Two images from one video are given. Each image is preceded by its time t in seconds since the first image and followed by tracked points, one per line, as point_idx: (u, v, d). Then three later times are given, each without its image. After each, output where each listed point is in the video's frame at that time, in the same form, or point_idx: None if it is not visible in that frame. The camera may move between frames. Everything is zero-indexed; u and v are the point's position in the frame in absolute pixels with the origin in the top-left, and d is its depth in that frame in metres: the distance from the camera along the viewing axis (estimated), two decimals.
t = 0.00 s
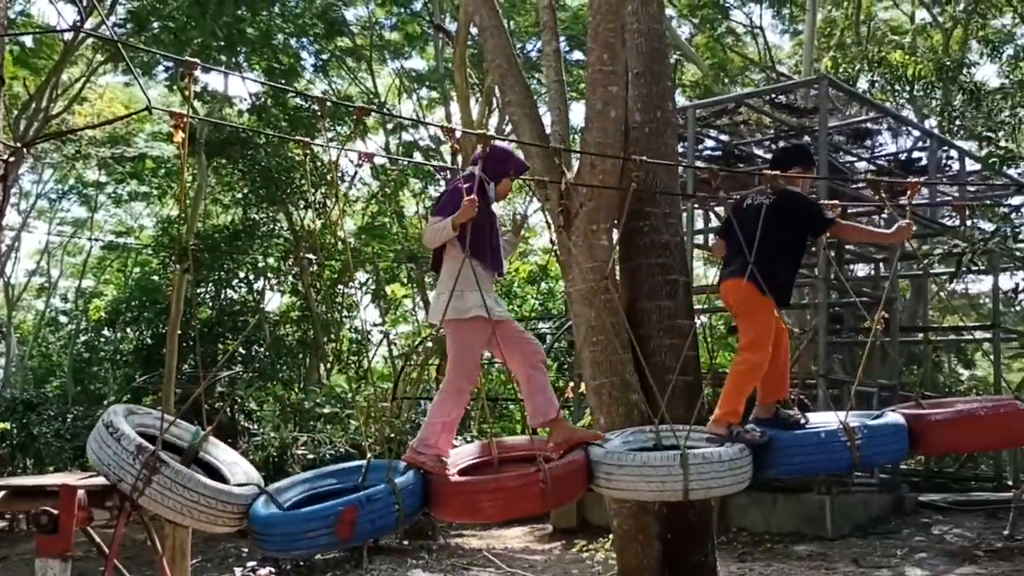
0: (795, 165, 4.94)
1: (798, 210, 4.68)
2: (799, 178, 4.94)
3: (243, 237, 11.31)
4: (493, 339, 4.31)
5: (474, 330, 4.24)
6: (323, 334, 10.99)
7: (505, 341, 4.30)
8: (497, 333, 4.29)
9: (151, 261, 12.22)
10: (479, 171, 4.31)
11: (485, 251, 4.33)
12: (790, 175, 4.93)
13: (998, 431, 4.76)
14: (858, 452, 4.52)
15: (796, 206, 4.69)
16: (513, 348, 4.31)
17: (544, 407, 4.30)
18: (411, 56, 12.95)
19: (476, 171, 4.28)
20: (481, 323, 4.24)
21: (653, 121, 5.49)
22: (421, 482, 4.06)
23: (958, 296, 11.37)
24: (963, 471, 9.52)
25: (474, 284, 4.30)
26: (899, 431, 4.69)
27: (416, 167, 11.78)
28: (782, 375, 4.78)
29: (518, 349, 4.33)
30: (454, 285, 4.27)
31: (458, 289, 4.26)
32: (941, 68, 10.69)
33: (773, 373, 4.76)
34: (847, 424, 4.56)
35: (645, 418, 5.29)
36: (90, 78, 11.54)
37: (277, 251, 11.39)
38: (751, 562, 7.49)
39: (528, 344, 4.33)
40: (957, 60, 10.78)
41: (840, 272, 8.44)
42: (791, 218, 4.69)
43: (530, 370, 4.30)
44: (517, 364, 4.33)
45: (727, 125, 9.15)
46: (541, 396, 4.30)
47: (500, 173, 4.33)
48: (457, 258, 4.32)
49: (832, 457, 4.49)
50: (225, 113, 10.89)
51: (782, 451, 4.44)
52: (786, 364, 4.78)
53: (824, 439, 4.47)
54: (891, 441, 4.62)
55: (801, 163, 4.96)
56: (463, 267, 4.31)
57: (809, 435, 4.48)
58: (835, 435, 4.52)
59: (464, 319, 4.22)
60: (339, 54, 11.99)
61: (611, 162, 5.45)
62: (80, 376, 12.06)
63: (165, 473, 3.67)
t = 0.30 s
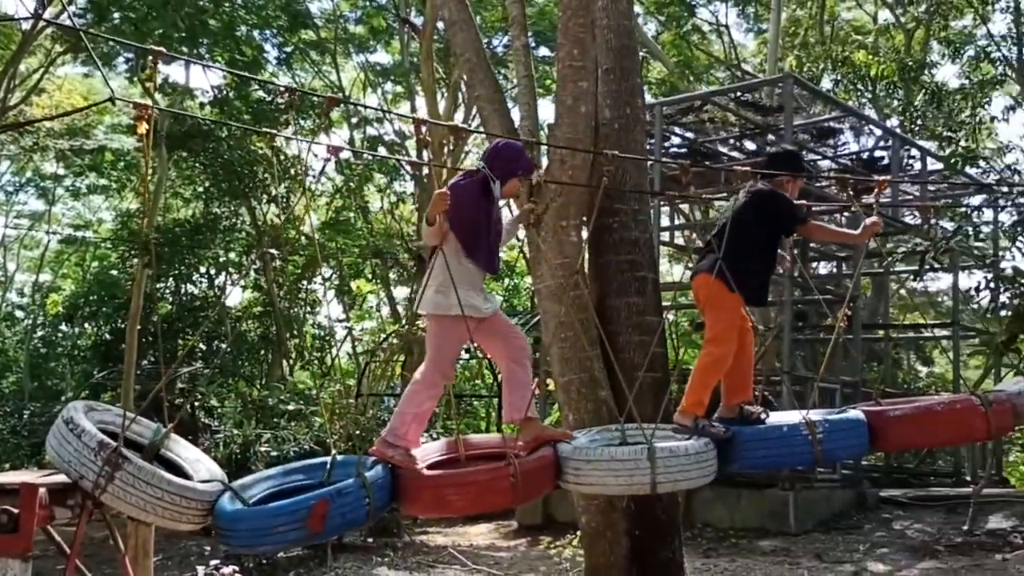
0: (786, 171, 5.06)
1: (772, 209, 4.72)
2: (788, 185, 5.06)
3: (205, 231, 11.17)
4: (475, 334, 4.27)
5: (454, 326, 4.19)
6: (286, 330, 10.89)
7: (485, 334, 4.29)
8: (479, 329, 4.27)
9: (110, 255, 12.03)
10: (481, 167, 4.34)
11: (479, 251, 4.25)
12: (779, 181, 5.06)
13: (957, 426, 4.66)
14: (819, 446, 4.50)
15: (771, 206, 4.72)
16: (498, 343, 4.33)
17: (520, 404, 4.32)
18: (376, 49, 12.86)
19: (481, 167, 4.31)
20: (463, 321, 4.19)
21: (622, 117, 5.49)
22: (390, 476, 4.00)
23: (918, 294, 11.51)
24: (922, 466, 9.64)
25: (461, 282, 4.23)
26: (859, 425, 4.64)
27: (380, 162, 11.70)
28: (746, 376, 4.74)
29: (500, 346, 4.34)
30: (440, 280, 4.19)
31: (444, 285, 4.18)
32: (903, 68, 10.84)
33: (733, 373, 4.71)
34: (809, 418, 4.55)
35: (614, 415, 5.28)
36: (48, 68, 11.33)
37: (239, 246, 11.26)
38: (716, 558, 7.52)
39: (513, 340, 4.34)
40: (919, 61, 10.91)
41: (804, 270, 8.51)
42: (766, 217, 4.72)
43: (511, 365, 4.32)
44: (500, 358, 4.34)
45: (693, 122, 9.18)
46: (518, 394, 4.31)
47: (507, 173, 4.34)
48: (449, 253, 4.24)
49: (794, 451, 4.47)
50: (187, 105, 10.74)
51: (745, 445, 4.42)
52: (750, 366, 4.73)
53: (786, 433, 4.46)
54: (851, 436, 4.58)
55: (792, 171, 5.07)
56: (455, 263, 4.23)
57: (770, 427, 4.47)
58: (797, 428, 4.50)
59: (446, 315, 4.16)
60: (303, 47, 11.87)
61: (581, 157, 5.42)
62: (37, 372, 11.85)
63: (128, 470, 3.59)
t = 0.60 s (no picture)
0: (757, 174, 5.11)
1: (739, 209, 4.71)
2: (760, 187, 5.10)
3: (157, 223, 10.99)
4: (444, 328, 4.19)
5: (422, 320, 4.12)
6: (240, 323, 10.75)
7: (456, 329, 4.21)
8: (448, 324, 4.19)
9: (59, 247, 11.78)
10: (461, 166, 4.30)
11: (455, 250, 4.14)
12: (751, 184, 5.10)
13: (908, 419, 4.65)
14: (774, 435, 4.51)
15: (740, 206, 4.72)
16: (470, 337, 4.22)
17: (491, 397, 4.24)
18: (334, 41, 12.74)
19: (461, 167, 4.27)
20: (431, 316, 4.12)
21: (584, 112, 5.48)
22: (349, 470, 3.96)
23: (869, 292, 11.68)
24: (874, 461, 9.77)
25: (431, 277, 4.16)
26: (812, 417, 4.63)
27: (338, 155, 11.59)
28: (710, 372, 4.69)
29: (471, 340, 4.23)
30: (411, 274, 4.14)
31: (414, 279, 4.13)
32: (858, 68, 10.98)
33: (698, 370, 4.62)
34: (764, 408, 4.57)
35: (574, 410, 5.26)
36: None
37: (193, 239, 11.09)
38: (672, 552, 7.56)
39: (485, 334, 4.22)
40: (873, 61, 11.04)
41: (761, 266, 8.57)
42: (734, 217, 4.72)
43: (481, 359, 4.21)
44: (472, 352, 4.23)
45: (652, 119, 9.21)
46: (489, 383, 4.22)
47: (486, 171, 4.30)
48: (423, 248, 4.18)
49: (749, 441, 4.48)
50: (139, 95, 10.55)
51: (702, 436, 4.42)
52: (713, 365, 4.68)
53: (741, 423, 4.48)
54: (805, 427, 4.57)
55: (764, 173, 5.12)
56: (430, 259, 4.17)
57: (726, 418, 4.49)
58: (752, 418, 4.53)
59: (412, 309, 4.09)
60: (259, 38, 11.72)
61: (543, 151, 5.40)
62: None
63: (79, 463, 3.50)
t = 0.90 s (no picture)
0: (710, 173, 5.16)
1: (685, 213, 4.95)
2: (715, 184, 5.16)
3: (102, 217, 10.80)
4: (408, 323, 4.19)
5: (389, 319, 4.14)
6: (187, 320, 10.61)
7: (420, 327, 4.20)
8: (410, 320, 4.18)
9: None
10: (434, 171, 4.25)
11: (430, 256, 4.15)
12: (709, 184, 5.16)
13: (854, 415, 4.73)
14: (722, 431, 4.54)
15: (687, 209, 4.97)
16: (437, 336, 4.21)
17: (455, 393, 4.22)
18: (286, 36, 12.64)
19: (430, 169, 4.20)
20: (394, 313, 4.13)
21: (538, 111, 5.48)
22: (299, 468, 3.93)
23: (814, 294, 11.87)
24: (818, 461, 9.93)
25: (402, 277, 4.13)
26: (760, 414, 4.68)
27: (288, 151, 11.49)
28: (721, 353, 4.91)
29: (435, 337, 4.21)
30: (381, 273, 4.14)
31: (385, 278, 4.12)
32: (806, 74, 11.12)
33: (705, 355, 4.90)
34: (712, 405, 4.62)
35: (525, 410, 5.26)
36: None
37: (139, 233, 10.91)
38: (621, 551, 7.61)
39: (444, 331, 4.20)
40: (822, 68, 11.18)
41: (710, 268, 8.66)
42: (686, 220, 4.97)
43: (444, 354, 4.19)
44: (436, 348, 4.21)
45: (605, 120, 9.28)
46: (451, 378, 4.18)
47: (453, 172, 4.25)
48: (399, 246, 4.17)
49: (697, 437, 4.51)
50: (86, 86, 10.36)
51: (651, 434, 4.45)
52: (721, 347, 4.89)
53: (690, 419, 4.53)
54: (754, 423, 4.61)
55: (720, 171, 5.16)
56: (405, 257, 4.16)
57: (674, 414, 4.54)
58: (701, 414, 4.59)
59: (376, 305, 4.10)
60: (209, 31, 11.58)
61: (498, 149, 5.40)
62: None
63: (16, 460, 3.40)
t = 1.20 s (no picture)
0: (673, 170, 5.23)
1: (645, 214, 4.97)
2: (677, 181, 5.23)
3: (37, 210, 10.54)
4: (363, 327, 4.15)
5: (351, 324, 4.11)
6: (124, 316, 10.39)
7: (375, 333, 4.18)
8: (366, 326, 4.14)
9: None
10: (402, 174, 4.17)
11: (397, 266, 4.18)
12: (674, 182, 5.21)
13: (797, 420, 4.79)
14: (668, 434, 4.55)
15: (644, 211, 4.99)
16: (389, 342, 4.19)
17: (403, 395, 4.22)
18: (229, 29, 12.46)
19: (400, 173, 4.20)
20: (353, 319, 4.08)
21: (485, 110, 5.45)
22: (236, 469, 3.86)
23: (755, 296, 12.03)
24: (758, 461, 10.06)
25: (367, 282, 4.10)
26: (706, 417, 4.71)
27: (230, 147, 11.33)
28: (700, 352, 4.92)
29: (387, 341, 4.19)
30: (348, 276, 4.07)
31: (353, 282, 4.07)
32: (750, 79, 11.23)
33: (684, 355, 4.92)
34: (659, 408, 4.63)
35: (468, 410, 5.23)
36: None
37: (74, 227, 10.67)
38: (563, 551, 7.62)
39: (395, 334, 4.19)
40: (765, 73, 11.31)
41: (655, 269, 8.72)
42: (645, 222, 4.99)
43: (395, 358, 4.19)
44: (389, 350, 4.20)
45: (551, 120, 9.31)
46: (399, 381, 4.18)
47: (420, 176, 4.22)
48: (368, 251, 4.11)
49: (642, 439, 4.52)
50: (20, 77, 10.10)
51: (597, 435, 4.45)
52: (701, 345, 4.90)
53: (637, 421, 4.54)
54: (699, 427, 4.63)
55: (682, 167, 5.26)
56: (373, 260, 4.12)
57: (621, 415, 4.53)
58: (648, 417, 4.58)
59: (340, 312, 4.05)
60: (150, 23, 11.38)
61: (444, 147, 5.38)
62: None
63: None
